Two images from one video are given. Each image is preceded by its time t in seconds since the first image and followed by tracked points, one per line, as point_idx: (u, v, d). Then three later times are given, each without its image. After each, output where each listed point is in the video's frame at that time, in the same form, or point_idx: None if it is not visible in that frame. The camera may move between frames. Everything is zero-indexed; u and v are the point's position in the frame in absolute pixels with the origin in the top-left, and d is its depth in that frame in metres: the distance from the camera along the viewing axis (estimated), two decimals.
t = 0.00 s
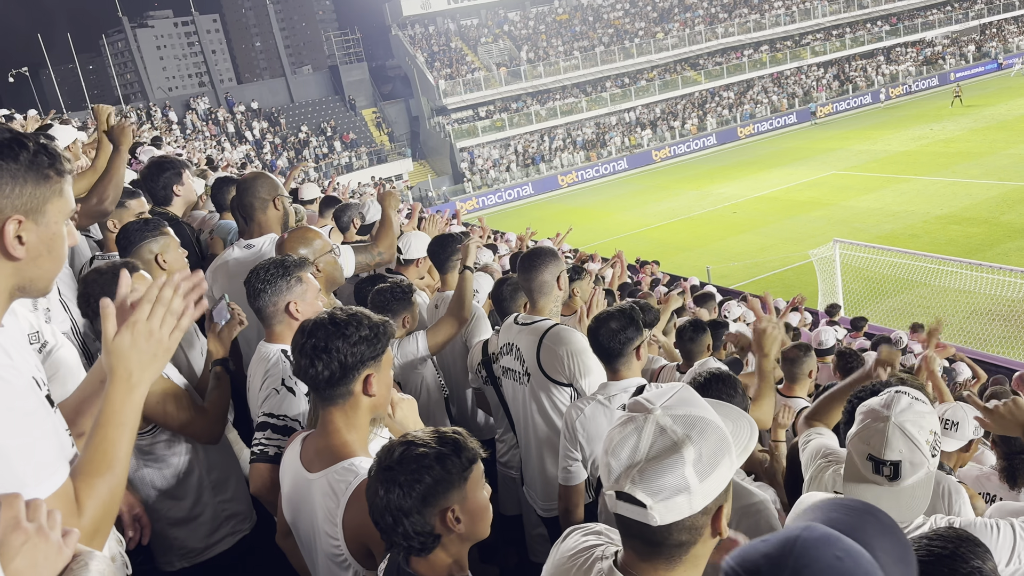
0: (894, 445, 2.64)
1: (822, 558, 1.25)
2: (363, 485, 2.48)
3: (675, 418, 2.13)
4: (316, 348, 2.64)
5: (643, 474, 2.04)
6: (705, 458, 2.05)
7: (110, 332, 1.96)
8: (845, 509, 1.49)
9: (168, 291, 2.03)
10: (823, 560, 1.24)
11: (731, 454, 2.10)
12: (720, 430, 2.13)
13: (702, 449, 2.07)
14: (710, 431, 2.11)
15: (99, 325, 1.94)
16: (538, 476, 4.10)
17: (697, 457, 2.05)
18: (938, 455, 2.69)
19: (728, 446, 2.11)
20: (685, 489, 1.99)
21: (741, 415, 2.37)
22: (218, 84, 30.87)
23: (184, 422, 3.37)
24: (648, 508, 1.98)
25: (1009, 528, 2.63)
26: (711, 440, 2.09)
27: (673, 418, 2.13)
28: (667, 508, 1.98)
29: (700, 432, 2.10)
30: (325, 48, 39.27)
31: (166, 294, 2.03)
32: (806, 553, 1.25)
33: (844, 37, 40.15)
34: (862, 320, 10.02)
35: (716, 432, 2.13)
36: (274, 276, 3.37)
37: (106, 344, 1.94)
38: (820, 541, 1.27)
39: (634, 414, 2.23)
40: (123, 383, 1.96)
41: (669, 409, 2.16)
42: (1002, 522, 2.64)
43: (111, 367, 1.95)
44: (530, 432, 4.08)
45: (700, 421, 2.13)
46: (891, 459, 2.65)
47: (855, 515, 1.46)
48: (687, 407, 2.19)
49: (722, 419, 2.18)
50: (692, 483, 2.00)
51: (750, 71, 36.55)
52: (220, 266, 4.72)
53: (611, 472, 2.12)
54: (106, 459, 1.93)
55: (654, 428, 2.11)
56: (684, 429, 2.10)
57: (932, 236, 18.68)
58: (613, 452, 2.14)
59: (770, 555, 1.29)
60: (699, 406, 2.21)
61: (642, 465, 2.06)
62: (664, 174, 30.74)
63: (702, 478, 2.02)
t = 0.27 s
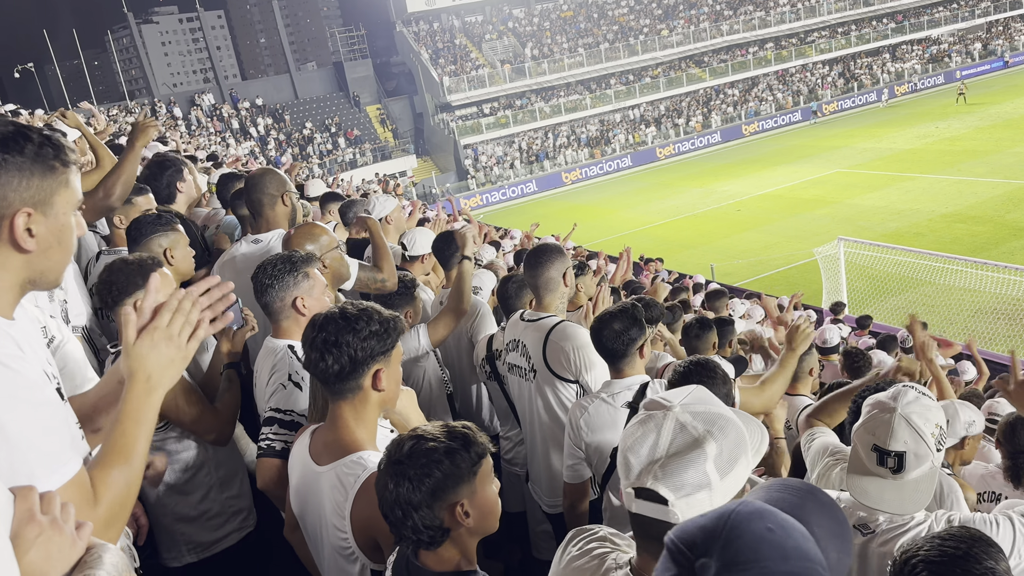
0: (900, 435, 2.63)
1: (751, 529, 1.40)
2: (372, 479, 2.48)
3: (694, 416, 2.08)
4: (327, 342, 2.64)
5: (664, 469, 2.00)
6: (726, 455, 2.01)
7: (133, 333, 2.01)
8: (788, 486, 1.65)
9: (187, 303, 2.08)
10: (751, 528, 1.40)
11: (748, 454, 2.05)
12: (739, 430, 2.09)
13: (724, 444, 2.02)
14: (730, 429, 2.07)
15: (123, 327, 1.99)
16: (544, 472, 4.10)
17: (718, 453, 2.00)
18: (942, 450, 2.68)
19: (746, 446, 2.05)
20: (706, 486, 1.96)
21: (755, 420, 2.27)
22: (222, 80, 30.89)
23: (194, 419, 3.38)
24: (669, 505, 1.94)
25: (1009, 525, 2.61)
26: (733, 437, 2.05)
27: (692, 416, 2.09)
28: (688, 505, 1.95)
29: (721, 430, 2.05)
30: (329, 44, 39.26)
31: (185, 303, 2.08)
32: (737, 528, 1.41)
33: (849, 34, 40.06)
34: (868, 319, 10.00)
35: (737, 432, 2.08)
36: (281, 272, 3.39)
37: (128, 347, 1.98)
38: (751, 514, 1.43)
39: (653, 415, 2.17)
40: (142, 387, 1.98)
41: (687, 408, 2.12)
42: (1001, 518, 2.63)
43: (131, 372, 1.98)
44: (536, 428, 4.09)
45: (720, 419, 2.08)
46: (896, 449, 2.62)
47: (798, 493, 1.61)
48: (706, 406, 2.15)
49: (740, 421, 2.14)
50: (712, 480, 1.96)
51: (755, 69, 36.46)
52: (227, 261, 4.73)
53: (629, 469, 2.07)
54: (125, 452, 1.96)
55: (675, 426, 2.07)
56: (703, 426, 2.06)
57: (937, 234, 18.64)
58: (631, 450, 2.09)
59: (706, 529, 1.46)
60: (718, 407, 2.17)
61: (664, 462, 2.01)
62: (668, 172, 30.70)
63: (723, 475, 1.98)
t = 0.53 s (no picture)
0: (903, 434, 2.58)
1: (731, 532, 1.40)
2: (376, 472, 2.49)
3: (717, 416, 2.03)
4: (332, 335, 2.64)
5: (686, 465, 1.97)
6: (746, 456, 1.98)
7: (138, 328, 1.96)
8: (775, 501, 1.63)
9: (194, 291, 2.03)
10: (731, 532, 1.40)
11: (767, 460, 2.03)
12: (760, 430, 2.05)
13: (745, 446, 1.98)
14: (752, 431, 2.03)
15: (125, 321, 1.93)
16: (545, 467, 4.11)
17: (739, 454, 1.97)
18: (946, 450, 2.62)
19: (766, 452, 2.04)
20: (726, 485, 1.94)
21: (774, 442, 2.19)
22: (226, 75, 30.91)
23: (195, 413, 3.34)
24: (689, 502, 1.93)
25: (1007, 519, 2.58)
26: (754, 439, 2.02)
27: (714, 415, 2.03)
28: (708, 501, 1.93)
29: (744, 431, 2.01)
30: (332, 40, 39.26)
31: (193, 293, 2.02)
32: (718, 532, 1.41)
33: (853, 32, 40.00)
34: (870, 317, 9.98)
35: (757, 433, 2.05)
36: (284, 267, 3.38)
37: (136, 341, 1.93)
38: (732, 520, 1.43)
39: (672, 411, 2.11)
40: (154, 382, 1.97)
41: (708, 407, 2.07)
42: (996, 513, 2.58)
43: (141, 366, 1.95)
44: (539, 424, 4.10)
45: (742, 422, 2.04)
46: (897, 447, 2.58)
47: (786, 508, 1.59)
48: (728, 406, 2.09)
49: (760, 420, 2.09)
50: (734, 481, 1.94)
51: (757, 67, 36.45)
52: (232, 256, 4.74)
53: (650, 463, 2.04)
54: (140, 446, 1.95)
55: (696, 424, 2.02)
56: (726, 426, 2.01)
57: (939, 233, 18.62)
58: (652, 447, 2.05)
59: (688, 532, 1.47)
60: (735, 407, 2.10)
61: (683, 460, 1.98)
62: (670, 169, 30.67)
63: (744, 476, 1.96)
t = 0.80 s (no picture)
0: (894, 436, 2.57)
1: (752, 558, 1.45)
2: (373, 469, 2.49)
3: (700, 427, 1.99)
4: (329, 332, 2.63)
5: (668, 478, 1.90)
6: (730, 468, 1.92)
7: (137, 321, 1.98)
8: (794, 514, 1.70)
9: (195, 285, 2.05)
10: (752, 557, 1.45)
11: (756, 468, 1.97)
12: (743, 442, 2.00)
13: (729, 457, 1.93)
14: (735, 443, 1.98)
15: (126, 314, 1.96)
16: (544, 465, 4.11)
17: (723, 465, 1.92)
18: (940, 448, 2.60)
19: (753, 462, 1.97)
20: (709, 498, 1.86)
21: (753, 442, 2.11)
22: (224, 71, 30.84)
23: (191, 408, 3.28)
24: (670, 516, 1.85)
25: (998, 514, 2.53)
26: (737, 451, 1.97)
27: (698, 426, 1.99)
28: (690, 517, 1.85)
29: (728, 441, 1.96)
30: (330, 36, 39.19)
31: (192, 287, 2.05)
32: (737, 558, 1.45)
33: (851, 31, 40.03)
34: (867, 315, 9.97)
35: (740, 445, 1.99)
36: (282, 263, 3.37)
37: (133, 333, 1.95)
38: (754, 542, 1.48)
39: (652, 424, 2.07)
40: (145, 375, 1.97)
41: (691, 417, 2.03)
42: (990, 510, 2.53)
43: (135, 359, 1.96)
44: (538, 422, 4.10)
45: (724, 433, 1.99)
46: (889, 449, 2.58)
47: (803, 521, 1.66)
48: (711, 419, 2.05)
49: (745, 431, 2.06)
50: (717, 493, 1.87)
51: (756, 65, 36.46)
52: (231, 253, 4.74)
53: (630, 476, 1.96)
54: (127, 450, 1.93)
55: (679, 435, 1.97)
56: (710, 438, 1.96)
57: (937, 232, 18.63)
58: (633, 458, 1.98)
59: (703, 556, 1.50)
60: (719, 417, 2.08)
61: (666, 472, 1.91)
62: (668, 167, 30.65)
63: (727, 489, 1.89)
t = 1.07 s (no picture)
0: (876, 447, 2.59)
1: (767, 556, 1.61)
2: (369, 466, 2.49)
3: (660, 449, 1.95)
4: (324, 330, 2.63)
5: (626, 505, 1.88)
6: (688, 493, 1.90)
7: (140, 330, 1.98)
8: (804, 517, 1.89)
9: (199, 300, 2.03)
10: (767, 555, 1.61)
11: (713, 487, 1.94)
12: (705, 464, 1.96)
13: (688, 482, 1.91)
14: (695, 466, 1.94)
15: (132, 326, 1.97)
16: (536, 463, 4.12)
17: (682, 491, 1.90)
18: (921, 458, 2.64)
19: (710, 483, 1.94)
20: (667, 524, 1.86)
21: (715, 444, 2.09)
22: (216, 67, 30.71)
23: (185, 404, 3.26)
24: (626, 543, 1.86)
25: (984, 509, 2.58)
26: (696, 473, 1.93)
27: (658, 448, 1.96)
28: (647, 544, 1.86)
29: (687, 465, 1.93)
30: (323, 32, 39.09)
31: (196, 301, 2.03)
32: (753, 555, 1.61)
33: (844, 31, 40.18)
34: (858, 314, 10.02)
35: (700, 467, 1.95)
36: (279, 262, 3.38)
37: (135, 343, 1.95)
38: (767, 540, 1.65)
39: (613, 442, 2.04)
40: (148, 385, 1.96)
41: (653, 437, 1.99)
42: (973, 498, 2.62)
43: (136, 368, 1.96)
44: (531, 420, 4.11)
45: (682, 455, 1.95)
46: (872, 461, 2.58)
47: (814, 521, 1.86)
48: (672, 436, 2.01)
49: (708, 450, 2.01)
50: (674, 520, 1.86)
51: (749, 65, 36.53)
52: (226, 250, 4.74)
53: (587, 503, 1.95)
54: (124, 454, 1.94)
55: (638, 459, 1.94)
56: (669, 462, 1.93)
57: (928, 232, 18.73)
58: (592, 480, 1.96)
59: (719, 554, 1.66)
60: (682, 435, 2.03)
61: (623, 500, 1.89)
62: (661, 166, 30.70)
63: (685, 514, 1.88)
